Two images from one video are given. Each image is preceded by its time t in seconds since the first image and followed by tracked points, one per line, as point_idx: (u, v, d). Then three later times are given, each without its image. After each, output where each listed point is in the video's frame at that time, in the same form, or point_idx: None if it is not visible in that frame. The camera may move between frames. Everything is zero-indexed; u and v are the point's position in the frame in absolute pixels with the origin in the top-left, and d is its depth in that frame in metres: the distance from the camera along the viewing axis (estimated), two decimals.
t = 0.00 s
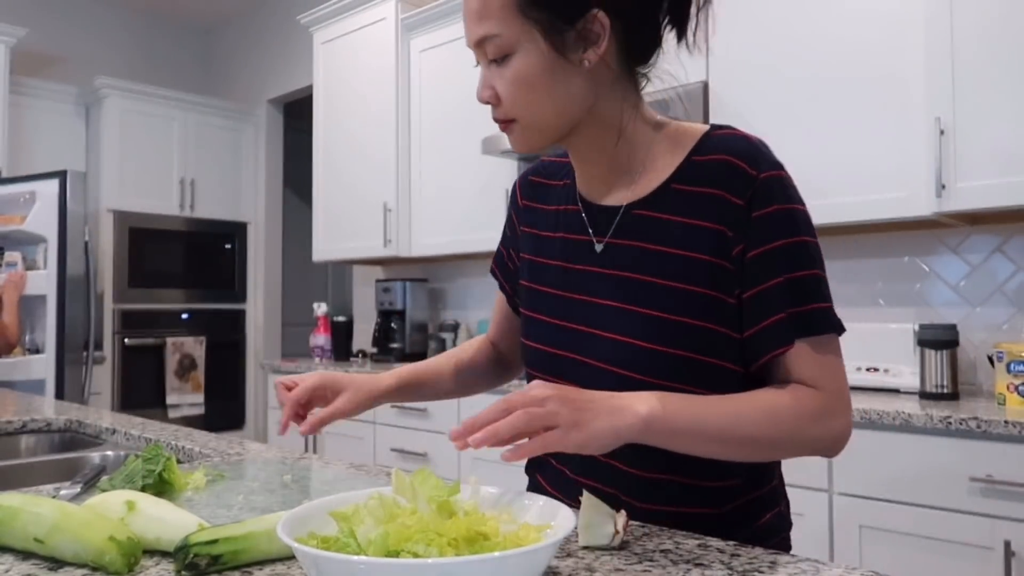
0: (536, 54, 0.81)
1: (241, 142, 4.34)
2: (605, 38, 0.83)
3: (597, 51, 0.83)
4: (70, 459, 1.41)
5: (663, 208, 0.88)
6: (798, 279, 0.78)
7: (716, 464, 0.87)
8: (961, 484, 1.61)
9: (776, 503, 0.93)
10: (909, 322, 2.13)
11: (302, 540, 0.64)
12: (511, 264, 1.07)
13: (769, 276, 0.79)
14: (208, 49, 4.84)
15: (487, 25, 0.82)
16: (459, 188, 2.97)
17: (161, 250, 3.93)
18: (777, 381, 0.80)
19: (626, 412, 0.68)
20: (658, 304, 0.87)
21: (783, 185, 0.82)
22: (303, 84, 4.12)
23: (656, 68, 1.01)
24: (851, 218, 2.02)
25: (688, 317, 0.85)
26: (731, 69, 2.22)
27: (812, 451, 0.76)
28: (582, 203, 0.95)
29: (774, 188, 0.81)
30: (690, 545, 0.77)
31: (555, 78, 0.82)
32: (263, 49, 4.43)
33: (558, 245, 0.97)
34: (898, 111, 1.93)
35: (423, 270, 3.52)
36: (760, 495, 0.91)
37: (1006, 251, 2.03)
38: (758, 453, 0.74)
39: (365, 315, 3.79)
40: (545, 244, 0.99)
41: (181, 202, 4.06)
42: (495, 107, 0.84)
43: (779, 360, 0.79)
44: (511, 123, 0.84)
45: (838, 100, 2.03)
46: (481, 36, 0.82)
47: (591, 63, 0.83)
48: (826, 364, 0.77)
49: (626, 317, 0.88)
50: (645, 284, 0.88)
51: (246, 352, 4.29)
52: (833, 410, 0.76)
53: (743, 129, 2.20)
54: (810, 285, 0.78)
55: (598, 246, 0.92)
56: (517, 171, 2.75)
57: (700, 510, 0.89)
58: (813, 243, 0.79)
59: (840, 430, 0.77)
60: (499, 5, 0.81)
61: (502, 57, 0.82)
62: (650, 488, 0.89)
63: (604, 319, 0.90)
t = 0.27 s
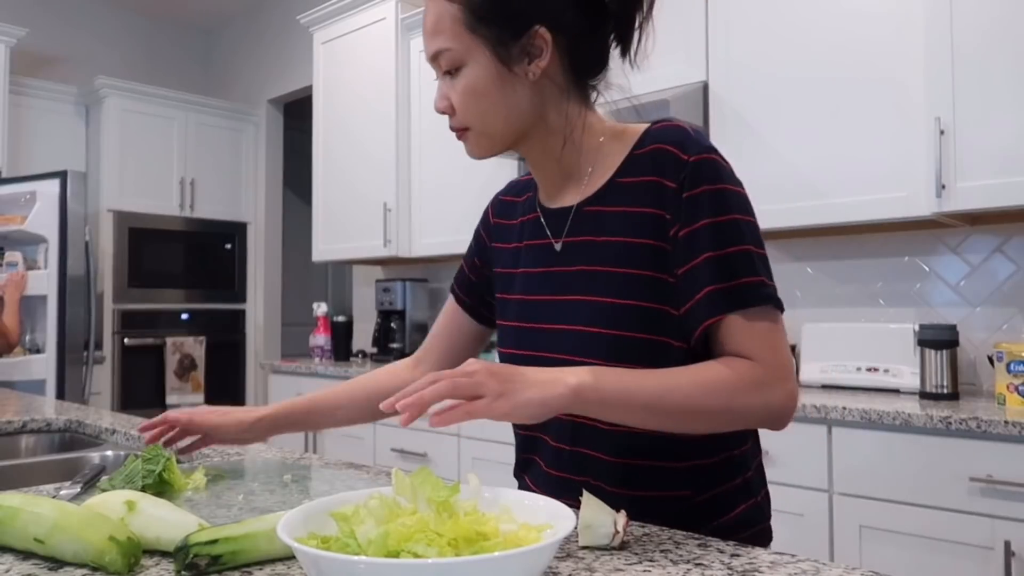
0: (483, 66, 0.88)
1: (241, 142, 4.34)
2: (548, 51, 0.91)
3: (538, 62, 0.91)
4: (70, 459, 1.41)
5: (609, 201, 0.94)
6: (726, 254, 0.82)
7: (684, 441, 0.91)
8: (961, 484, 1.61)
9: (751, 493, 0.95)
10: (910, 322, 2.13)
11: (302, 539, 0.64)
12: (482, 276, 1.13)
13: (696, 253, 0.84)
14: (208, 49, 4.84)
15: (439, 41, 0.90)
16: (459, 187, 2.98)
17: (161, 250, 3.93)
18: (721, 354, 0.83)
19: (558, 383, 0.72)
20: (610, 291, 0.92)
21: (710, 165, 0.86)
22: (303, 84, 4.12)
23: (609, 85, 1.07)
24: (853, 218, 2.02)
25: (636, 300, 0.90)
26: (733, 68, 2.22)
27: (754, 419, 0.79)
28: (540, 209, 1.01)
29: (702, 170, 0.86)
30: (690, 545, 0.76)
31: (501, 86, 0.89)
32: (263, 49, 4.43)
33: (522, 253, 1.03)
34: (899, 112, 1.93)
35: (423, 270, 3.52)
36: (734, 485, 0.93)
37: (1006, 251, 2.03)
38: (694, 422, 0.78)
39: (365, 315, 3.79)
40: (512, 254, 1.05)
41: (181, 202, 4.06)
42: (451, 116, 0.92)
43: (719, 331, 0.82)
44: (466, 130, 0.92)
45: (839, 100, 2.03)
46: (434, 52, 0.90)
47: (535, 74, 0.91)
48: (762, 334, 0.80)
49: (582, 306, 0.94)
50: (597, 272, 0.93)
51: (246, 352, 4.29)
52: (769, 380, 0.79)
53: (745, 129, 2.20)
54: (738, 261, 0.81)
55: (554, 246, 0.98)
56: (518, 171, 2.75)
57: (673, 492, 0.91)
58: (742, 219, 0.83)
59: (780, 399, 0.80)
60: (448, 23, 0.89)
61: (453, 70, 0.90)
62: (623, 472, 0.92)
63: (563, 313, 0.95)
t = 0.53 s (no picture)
0: (452, 77, 0.91)
1: (241, 142, 4.34)
2: (514, 62, 0.94)
3: (504, 74, 0.94)
4: (70, 459, 1.41)
5: (577, 203, 0.97)
6: (687, 249, 0.84)
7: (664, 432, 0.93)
8: (961, 484, 1.61)
9: (727, 482, 0.97)
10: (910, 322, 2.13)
11: (303, 540, 0.64)
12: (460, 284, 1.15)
13: (658, 247, 0.86)
14: (208, 49, 4.84)
15: (408, 54, 0.93)
16: (459, 187, 2.98)
17: (161, 250, 3.93)
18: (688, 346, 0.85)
19: (531, 379, 0.74)
20: (581, 288, 0.94)
21: (669, 163, 0.89)
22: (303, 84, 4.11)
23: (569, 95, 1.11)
24: (854, 218, 2.01)
25: (605, 297, 0.93)
26: (733, 68, 2.22)
27: (720, 409, 0.81)
28: (512, 215, 1.04)
29: (664, 169, 0.89)
30: (690, 545, 0.77)
31: (470, 96, 0.93)
32: (263, 49, 4.43)
33: (497, 259, 1.05)
34: (899, 112, 1.93)
35: (423, 270, 3.52)
36: (710, 476, 0.96)
37: (1005, 250, 2.03)
38: (662, 414, 0.79)
39: (364, 315, 3.79)
40: (486, 261, 1.07)
41: (181, 202, 4.06)
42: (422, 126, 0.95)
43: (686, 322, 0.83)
44: (436, 140, 0.95)
45: (839, 100, 2.03)
46: (405, 64, 0.93)
47: (501, 85, 0.94)
48: (726, 325, 0.82)
49: (554, 305, 0.96)
50: (568, 272, 0.96)
51: (247, 352, 4.29)
52: (735, 369, 0.80)
53: (746, 129, 2.20)
54: (698, 256, 0.84)
55: (527, 249, 1.00)
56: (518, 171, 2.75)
57: (652, 482, 0.93)
58: (702, 214, 0.85)
59: (746, 388, 0.81)
60: (417, 36, 0.92)
61: (423, 81, 0.93)
62: (604, 463, 0.93)
63: (537, 314, 0.97)
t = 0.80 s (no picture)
0: (446, 78, 0.92)
1: (241, 142, 4.34)
2: (506, 65, 0.95)
3: (497, 76, 0.95)
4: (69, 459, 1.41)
5: (569, 204, 0.97)
6: (680, 249, 0.85)
7: (654, 427, 0.93)
8: (961, 483, 1.61)
9: (716, 478, 0.98)
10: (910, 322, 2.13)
11: (303, 540, 0.64)
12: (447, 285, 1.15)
13: (652, 248, 0.87)
14: (208, 49, 4.84)
15: (401, 56, 0.93)
16: (459, 187, 2.98)
17: (161, 250, 3.93)
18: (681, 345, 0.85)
19: (532, 381, 0.74)
20: (573, 288, 0.94)
21: (662, 166, 0.90)
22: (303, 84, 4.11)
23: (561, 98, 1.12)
24: (854, 218, 2.01)
25: (597, 296, 0.93)
26: (732, 68, 2.22)
27: (714, 406, 0.81)
28: (501, 216, 1.03)
29: (655, 171, 0.90)
30: (691, 545, 0.76)
31: (463, 98, 0.93)
32: (263, 49, 4.43)
33: (485, 261, 1.04)
34: (899, 113, 1.93)
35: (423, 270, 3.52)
36: (700, 472, 0.96)
37: (1005, 250, 2.03)
38: (660, 412, 0.79)
39: (364, 315, 3.79)
40: (474, 263, 1.07)
41: (181, 202, 4.05)
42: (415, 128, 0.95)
43: (680, 321, 0.84)
44: (429, 141, 0.95)
45: (839, 100, 2.03)
46: (398, 66, 0.93)
47: (494, 87, 0.95)
48: (720, 323, 0.83)
49: (546, 305, 0.96)
50: (560, 272, 0.96)
51: (247, 352, 4.29)
52: (728, 366, 0.81)
53: (746, 129, 2.20)
54: (691, 255, 0.85)
55: (516, 250, 1.00)
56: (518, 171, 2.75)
57: (643, 477, 0.94)
58: (695, 215, 0.86)
59: (740, 384, 0.82)
60: (410, 39, 0.92)
61: (416, 83, 0.93)
62: (596, 459, 0.94)
63: (528, 313, 0.97)
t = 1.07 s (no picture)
0: (445, 82, 0.92)
1: (241, 142, 4.34)
2: (504, 67, 0.95)
3: (494, 78, 0.95)
4: (69, 459, 1.41)
5: (567, 207, 0.96)
6: (676, 253, 0.85)
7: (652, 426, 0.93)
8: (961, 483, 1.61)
9: (712, 476, 0.98)
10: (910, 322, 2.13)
11: (302, 540, 0.64)
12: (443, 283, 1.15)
13: (648, 251, 0.87)
14: (208, 49, 4.84)
15: (399, 61, 0.92)
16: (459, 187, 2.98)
17: (161, 250, 3.93)
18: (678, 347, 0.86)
19: (529, 385, 0.74)
20: (569, 290, 0.94)
21: (660, 170, 0.90)
22: (303, 84, 4.12)
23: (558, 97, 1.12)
24: (854, 217, 2.01)
25: (594, 298, 0.93)
26: (732, 68, 2.22)
27: (708, 409, 0.81)
28: (499, 217, 1.03)
29: (652, 176, 0.90)
30: (690, 545, 0.76)
31: (462, 100, 0.93)
32: (263, 49, 4.43)
33: (482, 261, 1.04)
34: (899, 113, 1.93)
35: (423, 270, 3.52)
36: (697, 470, 0.96)
37: (1005, 250, 2.03)
38: (655, 413, 0.79)
39: (364, 315, 3.79)
40: (472, 263, 1.07)
41: (181, 202, 4.05)
42: (415, 132, 0.94)
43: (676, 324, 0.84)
44: (430, 144, 0.95)
45: (839, 100, 2.03)
46: (396, 72, 0.93)
47: (492, 89, 0.95)
48: (715, 327, 0.83)
49: (543, 306, 0.96)
50: (557, 273, 0.96)
51: (247, 352, 4.29)
52: (723, 369, 0.81)
53: (745, 129, 2.20)
54: (686, 259, 0.85)
55: (514, 251, 1.00)
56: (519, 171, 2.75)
57: (639, 476, 0.94)
58: (692, 219, 0.86)
59: (735, 386, 0.82)
60: (408, 44, 0.92)
61: (415, 88, 0.93)
62: (593, 459, 0.94)
63: (524, 314, 0.97)
